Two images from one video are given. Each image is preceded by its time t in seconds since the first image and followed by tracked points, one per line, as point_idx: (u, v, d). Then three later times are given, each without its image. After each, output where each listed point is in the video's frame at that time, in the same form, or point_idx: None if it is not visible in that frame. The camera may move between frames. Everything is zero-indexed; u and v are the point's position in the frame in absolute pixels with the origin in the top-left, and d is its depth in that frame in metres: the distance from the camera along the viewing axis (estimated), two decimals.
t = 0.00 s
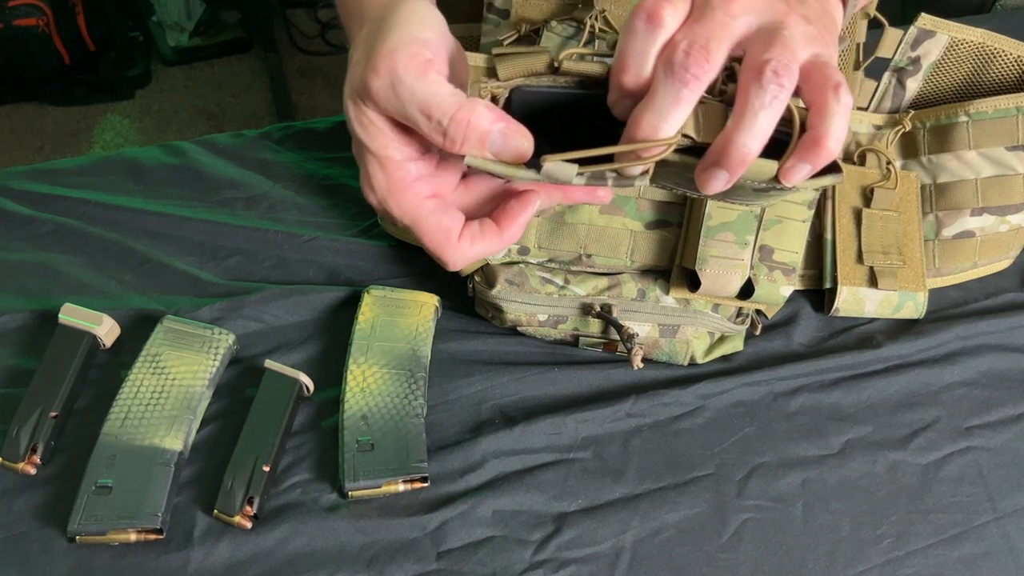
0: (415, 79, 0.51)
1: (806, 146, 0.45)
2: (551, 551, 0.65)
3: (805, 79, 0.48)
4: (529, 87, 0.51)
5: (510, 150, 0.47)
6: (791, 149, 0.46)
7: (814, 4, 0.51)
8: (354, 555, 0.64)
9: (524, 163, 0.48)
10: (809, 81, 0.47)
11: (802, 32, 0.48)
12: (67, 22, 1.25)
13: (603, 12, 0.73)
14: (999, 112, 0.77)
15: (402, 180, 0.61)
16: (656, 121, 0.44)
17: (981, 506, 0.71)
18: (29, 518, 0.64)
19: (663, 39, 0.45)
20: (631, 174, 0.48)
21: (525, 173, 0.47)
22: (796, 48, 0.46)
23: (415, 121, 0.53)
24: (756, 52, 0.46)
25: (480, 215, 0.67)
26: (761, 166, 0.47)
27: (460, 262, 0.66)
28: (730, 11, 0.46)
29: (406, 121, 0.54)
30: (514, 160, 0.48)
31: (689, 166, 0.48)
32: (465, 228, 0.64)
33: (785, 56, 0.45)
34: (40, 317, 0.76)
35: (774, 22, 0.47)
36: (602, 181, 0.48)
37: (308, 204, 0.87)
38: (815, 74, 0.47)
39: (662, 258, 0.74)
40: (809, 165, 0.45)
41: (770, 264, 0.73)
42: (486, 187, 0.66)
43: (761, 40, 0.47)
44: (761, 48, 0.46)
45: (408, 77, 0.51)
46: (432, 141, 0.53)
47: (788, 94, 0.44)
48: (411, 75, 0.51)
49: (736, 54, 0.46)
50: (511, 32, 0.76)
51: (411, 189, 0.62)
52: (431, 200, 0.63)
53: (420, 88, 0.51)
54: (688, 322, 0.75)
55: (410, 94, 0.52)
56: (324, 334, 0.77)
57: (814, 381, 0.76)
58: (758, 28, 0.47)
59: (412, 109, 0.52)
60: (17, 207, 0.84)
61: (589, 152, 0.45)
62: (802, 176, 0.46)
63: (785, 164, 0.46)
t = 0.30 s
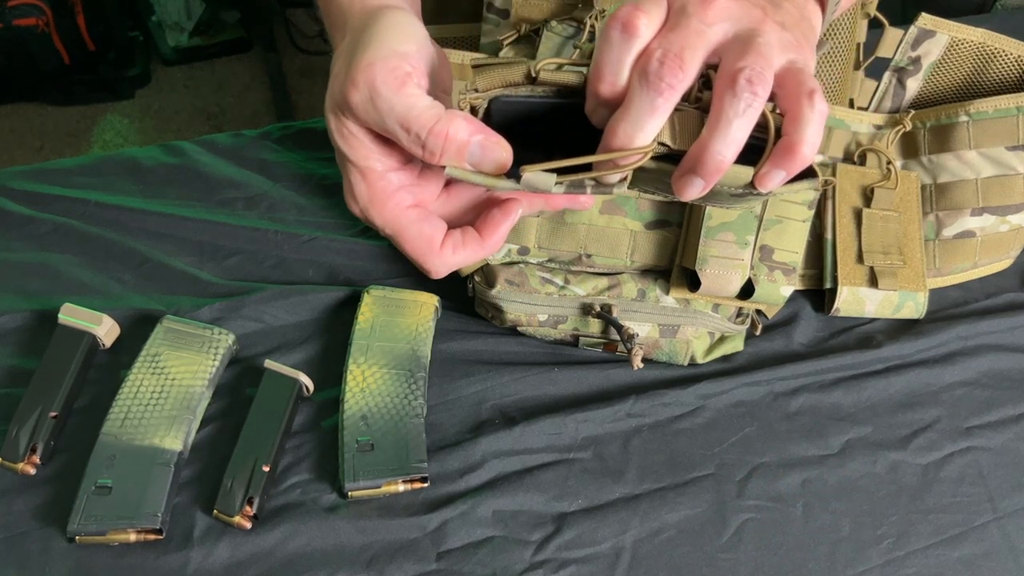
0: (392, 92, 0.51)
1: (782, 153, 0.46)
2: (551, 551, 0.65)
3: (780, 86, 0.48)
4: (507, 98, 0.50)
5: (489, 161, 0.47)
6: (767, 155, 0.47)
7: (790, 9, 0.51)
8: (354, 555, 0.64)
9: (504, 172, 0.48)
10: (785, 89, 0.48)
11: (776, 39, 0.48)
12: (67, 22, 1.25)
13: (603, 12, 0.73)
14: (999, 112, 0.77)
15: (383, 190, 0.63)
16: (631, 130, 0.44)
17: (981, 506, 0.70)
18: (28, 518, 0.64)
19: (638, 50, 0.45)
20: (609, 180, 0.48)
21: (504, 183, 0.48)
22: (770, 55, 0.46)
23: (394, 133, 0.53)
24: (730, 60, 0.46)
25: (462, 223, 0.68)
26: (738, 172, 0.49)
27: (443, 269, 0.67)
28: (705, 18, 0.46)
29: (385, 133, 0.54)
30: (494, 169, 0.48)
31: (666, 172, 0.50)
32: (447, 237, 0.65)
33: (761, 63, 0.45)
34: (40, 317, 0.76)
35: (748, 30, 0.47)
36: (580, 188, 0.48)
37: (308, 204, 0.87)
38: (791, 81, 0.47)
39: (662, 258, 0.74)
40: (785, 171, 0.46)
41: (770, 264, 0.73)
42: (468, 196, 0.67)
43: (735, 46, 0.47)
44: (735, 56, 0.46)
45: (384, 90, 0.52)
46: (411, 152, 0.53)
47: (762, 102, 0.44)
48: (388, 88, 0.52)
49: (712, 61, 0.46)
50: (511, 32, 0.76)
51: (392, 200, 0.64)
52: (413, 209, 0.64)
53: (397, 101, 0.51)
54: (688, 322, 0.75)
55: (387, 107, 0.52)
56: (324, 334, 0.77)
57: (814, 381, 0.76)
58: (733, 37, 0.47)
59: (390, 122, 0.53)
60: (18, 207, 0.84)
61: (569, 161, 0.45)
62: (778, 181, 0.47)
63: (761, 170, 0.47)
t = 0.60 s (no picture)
0: (393, 96, 0.51)
1: (774, 162, 0.46)
2: (550, 551, 0.65)
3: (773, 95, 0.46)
4: (503, 106, 0.50)
5: (489, 167, 0.48)
6: (759, 164, 0.47)
7: (788, 15, 0.48)
8: (354, 556, 0.63)
9: (502, 178, 0.48)
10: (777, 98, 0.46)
11: (770, 49, 0.46)
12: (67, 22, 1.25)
13: (603, 13, 0.73)
14: (999, 112, 0.77)
15: (384, 196, 0.62)
16: (626, 143, 0.44)
17: (981, 507, 0.70)
18: (28, 518, 0.64)
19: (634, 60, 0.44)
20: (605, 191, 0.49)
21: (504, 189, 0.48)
22: (764, 65, 0.45)
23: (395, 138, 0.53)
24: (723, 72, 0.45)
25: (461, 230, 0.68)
26: (731, 182, 0.50)
27: (443, 273, 0.67)
28: (699, 30, 0.45)
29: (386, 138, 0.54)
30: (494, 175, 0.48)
31: (662, 183, 0.51)
32: (448, 243, 0.65)
33: (755, 78, 0.44)
34: (40, 317, 0.76)
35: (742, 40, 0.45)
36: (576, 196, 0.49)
37: (308, 204, 0.87)
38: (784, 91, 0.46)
39: (662, 258, 0.75)
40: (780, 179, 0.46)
41: (770, 264, 0.73)
42: (467, 204, 0.67)
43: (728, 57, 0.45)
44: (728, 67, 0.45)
45: (385, 96, 0.51)
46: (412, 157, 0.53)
47: (755, 115, 0.44)
48: (389, 92, 0.51)
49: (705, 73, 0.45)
50: (511, 32, 0.76)
51: (393, 206, 0.63)
52: (413, 215, 0.64)
53: (398, 105, 0.51)
54: (688, 322, 0.75)
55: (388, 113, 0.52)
56: (324, 334, 0.77)
57: (814, 381, 0.76)
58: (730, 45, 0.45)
59: (391, 127, 0.52)
60: (18, 207, 0.84)
61: (568, 173, 0.45)
62: (771, 191, 0.47)
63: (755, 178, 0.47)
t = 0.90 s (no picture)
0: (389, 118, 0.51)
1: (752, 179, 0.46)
2: (551, 552, 0.65)
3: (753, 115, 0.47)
4: (496, 124, 0.50)
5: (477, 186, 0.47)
6: (740, 179, 0.47)
7: (772, 34, 0.49)
8: (354, 556, 0.63)
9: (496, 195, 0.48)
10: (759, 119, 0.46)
11: (753, 68, 0.46)
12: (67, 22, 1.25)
13: (603, 13, 0.72)
14: (999, 112, 0.77)
15: (383, 211, 0.62)
16: (611, 160, 0.44)
17: (981, 507, 0.70)
18: (28, 518, 0.64)
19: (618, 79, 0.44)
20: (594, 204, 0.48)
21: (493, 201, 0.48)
22: (747, 86, 0.45)
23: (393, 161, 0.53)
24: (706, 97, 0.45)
25: (458, 238, 0.68)
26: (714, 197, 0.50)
27: (442, 282, 0.68)
28: (684, 49, 0.45)
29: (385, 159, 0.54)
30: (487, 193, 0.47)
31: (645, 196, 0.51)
32: (446, 251, 0.65)
33: (739, 97, 0.44)
34: (40, 317, 0.76)
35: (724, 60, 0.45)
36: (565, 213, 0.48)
37: (307, 204, 0.87)
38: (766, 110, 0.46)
39: (662, 258, 0.75)
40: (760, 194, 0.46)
41: (770, 264, 0.73)
42: (464, 214, 0.66)
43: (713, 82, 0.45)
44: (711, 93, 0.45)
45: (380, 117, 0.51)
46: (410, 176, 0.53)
47: (737, 134, 0.44)
48: (385, 113, 0.51)
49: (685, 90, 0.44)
50: (511, 32, 0.76)
51: (392, 219, 0.63)
52: (412, 227, 0.64)
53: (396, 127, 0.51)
54: (688, 322, 0.75)
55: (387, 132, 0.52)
56: (324, 334, 0.77)
57: (814, 381, 0.76)
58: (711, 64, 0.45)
59: (387, 147, 0.52)
60: (18, 207, 0.84)
61: (556, 189, 0.45)
62: (750, 207, 0.47)
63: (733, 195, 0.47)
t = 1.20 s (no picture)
0: (390, 108, 0.51)
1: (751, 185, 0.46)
2: (550, 552, 0.65)
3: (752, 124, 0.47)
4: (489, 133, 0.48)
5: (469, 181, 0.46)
6: (737, 187, 0.46)
7: (775, 47, 0.51)
8: (354, 556, 0.63)
9: (491, 193, 0.47)
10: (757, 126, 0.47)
11: (756, 77, 0.47)
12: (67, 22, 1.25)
13: (603, 13, 0.72)
14: (999, 112, 0.78)
15: (375, 204, 0.62)
16: (611, 153, 0.43)
17: (980, 507, 0.70)
18: (28, 519, 0.64)
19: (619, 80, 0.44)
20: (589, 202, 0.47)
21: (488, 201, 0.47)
22: (749, 92, 0.46)
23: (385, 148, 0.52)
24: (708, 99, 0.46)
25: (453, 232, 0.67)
26: (711, 204, 0.48)
27: (440, 272, 0.68)
28: (687, 54, 0.46)
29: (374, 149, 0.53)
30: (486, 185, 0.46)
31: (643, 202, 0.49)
32: (442, 242, 0.64)
33: (742, 101, 0.45)
34: (40, 317, 0.76)
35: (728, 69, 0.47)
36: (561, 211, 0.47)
37: (308, 204, 0.87)
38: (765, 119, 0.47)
39: (662, 258, 0.74)
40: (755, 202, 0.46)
41: (770, 264, 0.73)
42: (456, 211, 0.66)
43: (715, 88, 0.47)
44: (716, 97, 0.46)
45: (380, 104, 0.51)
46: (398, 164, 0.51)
47: (739, 137, 0.44)
48: (385, 103, 0.51)
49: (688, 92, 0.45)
50: (511, 32, 0.76)
51: (385, 211, 0.63)
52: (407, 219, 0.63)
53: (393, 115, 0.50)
54: (688, 322, 0.75)
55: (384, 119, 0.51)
56: (324, 334, 0.77)
57: (814, 381, 0.76)
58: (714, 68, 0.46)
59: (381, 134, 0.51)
60: (18, 207, 0.84)
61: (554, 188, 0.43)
62: (747, 215, 0.47)
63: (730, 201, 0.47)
